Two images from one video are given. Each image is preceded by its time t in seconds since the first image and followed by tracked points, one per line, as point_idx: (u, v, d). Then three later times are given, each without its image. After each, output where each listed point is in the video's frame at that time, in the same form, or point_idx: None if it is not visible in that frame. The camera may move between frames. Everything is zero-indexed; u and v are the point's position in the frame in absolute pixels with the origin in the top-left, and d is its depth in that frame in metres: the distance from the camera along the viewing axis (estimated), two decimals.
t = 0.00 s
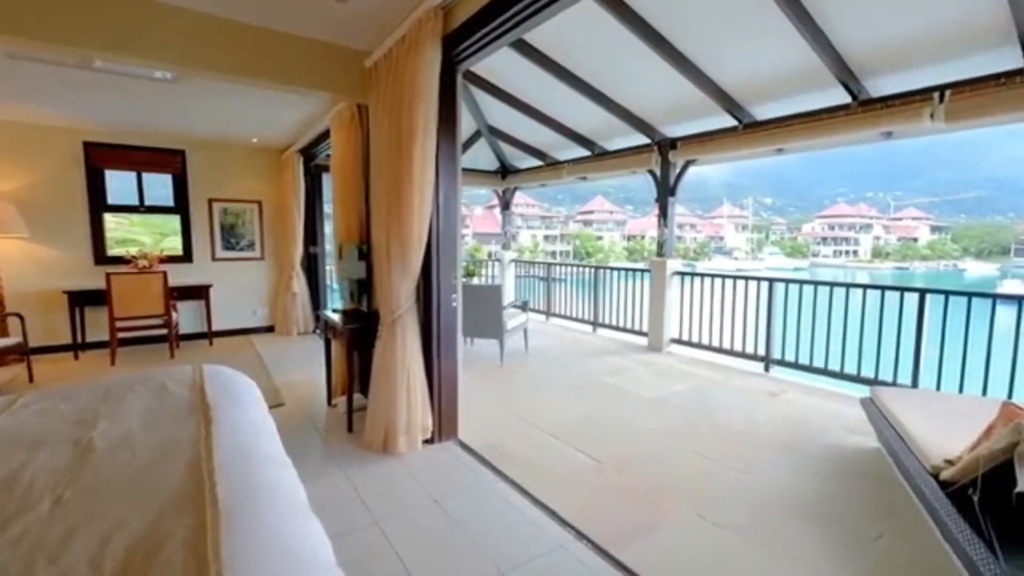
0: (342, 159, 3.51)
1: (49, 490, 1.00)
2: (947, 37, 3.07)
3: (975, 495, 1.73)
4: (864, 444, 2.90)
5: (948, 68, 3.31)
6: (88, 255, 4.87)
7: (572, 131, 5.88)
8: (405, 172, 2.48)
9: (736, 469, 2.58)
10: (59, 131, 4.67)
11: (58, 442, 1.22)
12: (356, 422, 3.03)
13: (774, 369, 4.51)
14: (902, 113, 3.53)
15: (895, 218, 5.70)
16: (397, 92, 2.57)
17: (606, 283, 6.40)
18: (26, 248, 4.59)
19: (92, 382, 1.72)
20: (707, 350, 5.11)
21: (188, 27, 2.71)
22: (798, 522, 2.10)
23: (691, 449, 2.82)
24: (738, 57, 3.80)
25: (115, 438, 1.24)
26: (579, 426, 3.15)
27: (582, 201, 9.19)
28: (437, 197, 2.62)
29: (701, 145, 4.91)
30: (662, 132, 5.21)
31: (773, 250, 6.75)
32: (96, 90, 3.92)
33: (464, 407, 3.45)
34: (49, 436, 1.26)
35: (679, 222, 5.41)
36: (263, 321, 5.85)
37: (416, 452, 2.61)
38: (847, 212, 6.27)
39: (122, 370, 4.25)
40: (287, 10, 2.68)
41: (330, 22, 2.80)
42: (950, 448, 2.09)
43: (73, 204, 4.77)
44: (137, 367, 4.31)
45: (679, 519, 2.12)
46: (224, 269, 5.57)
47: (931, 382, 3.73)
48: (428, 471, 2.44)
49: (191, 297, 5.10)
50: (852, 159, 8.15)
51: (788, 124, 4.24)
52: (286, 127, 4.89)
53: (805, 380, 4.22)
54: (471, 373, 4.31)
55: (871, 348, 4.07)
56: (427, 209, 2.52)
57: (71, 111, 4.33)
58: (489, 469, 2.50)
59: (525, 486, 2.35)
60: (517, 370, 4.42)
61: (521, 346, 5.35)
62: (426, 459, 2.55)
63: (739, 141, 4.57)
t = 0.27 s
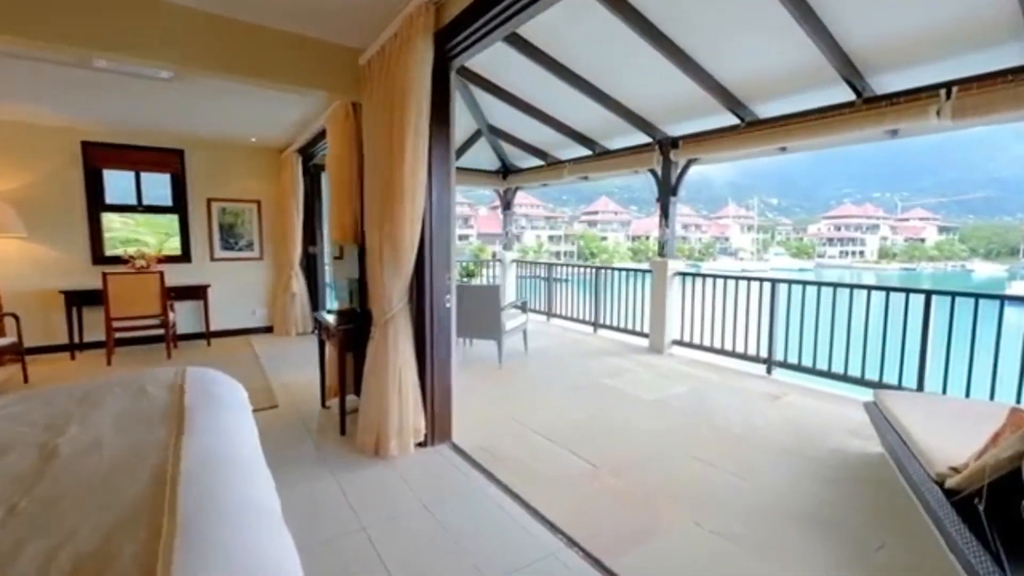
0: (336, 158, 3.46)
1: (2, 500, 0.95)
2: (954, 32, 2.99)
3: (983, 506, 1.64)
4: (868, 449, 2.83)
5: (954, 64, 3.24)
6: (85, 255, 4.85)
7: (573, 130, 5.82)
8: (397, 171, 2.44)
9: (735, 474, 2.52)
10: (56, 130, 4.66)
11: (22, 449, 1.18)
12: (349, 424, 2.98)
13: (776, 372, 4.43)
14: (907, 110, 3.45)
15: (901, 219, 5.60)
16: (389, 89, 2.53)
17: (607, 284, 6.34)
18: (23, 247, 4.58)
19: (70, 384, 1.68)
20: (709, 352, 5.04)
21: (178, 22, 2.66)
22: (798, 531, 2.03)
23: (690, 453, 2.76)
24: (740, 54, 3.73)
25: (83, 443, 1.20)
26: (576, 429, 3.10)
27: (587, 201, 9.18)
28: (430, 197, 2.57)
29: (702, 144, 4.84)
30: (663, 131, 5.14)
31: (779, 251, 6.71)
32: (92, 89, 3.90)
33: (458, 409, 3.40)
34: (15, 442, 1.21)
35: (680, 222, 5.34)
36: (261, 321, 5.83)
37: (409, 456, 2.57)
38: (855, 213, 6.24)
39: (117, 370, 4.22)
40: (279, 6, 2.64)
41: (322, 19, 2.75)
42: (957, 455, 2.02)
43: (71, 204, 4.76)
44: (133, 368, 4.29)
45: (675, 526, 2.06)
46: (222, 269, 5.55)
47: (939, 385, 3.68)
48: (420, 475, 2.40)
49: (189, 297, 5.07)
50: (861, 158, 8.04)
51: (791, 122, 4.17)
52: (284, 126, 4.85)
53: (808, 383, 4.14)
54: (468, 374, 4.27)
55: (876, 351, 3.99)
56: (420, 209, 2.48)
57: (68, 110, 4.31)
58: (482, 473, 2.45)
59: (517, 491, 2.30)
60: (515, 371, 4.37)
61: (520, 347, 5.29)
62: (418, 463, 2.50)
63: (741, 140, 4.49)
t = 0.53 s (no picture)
0: (330, 158, 3.41)
1: None
2: (958, 28, 2.92)
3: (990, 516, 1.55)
4: (870, 453, 2.76)
5: (958, 60, 3.17)
6: (79, 255, 4.82)
7: (572, 129, 5.75)
8: (387, 169, 2.39)
9: (734, 480, 2.45)
10: (50, 129, 4.62)
11: None
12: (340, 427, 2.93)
13: (777, 374, 4.36)
14: (910, 107, 3.38)
15: (904, 219, 5.52)
16: (380, 86, 2.48)
17: (607, 284, 6.27)
18: (16, 247, 4.55)
19: (45, 389, 1.63)
20: (710, 353, 4.96)
21: (165, 18, 2.60)
22: (797, 540, 1.97)
23: (688, 457, 2.70)
24: (740, 50, 3.66)
25: (46, 453, 1.15)
26: (572, 432, 3.04)
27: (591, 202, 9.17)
28: (422, 197, 2.52)
29: (702, 142, 4.77)
30: (663, 129, 5.07)
31: (782, 250, 6.67)
32: (83, 88, 3.86)
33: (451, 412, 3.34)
34: None
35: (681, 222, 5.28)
36: (258, 321, 5.79)
37: (401, 461, 2.51)
38: (857, 212, 6.15)
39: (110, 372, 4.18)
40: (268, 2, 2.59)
41: (313, 14, 2.69)
42: (962, 461, 1.96)
43: (65, 203, 4.72)
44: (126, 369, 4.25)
45: (670, 534, 2.00)
46: (218, 269, 5.51)
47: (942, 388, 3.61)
48: (410, 480, 2.34)
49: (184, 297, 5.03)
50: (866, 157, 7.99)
51: (792, 120, 4.10)
52: (279, 124, 4.81)
53: (810, 385, 4.07)
54: (464, 376, 4.21)
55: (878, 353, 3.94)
56: (411, 207, 2.42)
57: (61, 109, 4.27)
58: (474, 478, 2.40)
59: (509, 497, 2.24)
60: (512, 373, 4.31)
61: (519, 348, 5.24)
62: (409, 468, 2.44)
63: (742, 138, 4.43)
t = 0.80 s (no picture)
0: (321, 157, 3.34)
1: None
2: (963, 23, 2.85)
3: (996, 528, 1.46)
4: (872, 457, 2.70)
5: (963, 56, 3.09)
6: (72, 255, 4.77)
7: (570, 127, 5.69)
8: (376, 167, 2.33)
9: (733, 486, 2.39)
10: (41, 128, 4.57)
11: None
12: (330, 431, 2.87)
13: (777, 375, 4.29)
14: (913, 104, 3.30)
15: (907, 218, 5.44)
16: (370, 82, 2.41)
17: (605, 284, 6.21)
18: (7, 248, 4.50)
19: (15, 396, 1.57)
20: (709, 355, 4.90)
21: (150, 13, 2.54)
22: (795, 550, 1.91)
23: (685, 463, 2.63)
24: (740, 47, 3.59)
25: None
26: (567, 436, 2.97)
27: (592, 201, 9.22)
28: (413, 196, 2.46)
29: (701, 141, 4.70)
30: (662, 128, 5.01)
31: (784, 250, 6.61)
32: (73, 86, 3.80)
33: (444, 415, 3.28)
34: None
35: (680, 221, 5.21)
36: (253, 322, 5.74)
37: (391, 467, 2.45)
38: (859, 212, 6.07)
39: (100, 373, 4.13)
40: None
41: (302, 9, 2.63)
42: (967, 470, 1.89)
43: (57, 203, 4.67)
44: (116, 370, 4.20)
45: (664, 544, 1.94)
46: (212, 269, 5.46)
47: (944, 391, 3.53)
48: (398, 488, 2.28)
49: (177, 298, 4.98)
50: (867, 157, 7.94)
51: (793, 118, 4.03)
52: (273, 123, 4.75)
53: (810, 387, 4.01)
54: (460, 378, 4.16)
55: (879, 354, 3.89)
56: (401, 207, 2.36)
57: (51, 107, 4.22)
58: (465, 484, 2.34)
59: (500, 504, 2.18)
60: (509, 375, 4.25)
61: (516, 349, 5.18)
62: (399, 474, 2.38)
63: (741, 136, 4.36)
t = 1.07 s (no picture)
0: (306, 157, 3.27)
1: None
2: (961, 20, 2.79)
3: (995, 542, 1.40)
4: (868, 463, 2.64)
5: (960, 53, 3.03)
6: (56, 256, 4.69)
7: (564, 126, 5.62)
8: (358, 165, 2.27)
9: (725, 494, 2.32)
10: (24, 127, 4.48)
11: None
12: (314, 437, 2.80)
13: (773, 378, 4.24)
14: (910, 103, 3.25)
15: (904, 218, 5.36)
16: (352, 78, 2.35)
17: (600, 285, 6.15)
18: None
19: None
20: (704, 357, 4.84)
21: (126, 7, 2.46)
22: (788, 561, 1.85)
23: (677, 469, 2.57)
24: (735, 44, 3.53)
25: None
26: (557, 441, 2.91)
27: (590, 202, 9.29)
28: (397, 196, 2.39)
29: (697, 139, 4.64)
30: (657, 127, 4.95)
31: (781, 250, 6.56)
32: (54, 84, 3.72)
33: (432, 419, 3.20)
34: None
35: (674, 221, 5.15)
36: (243, 323, 5.66)
37: (375, 474, 2.38)
38: (856, 213, 6.08)
39: (84, 377, 4.05)
40: None
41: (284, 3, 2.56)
42: (966, 478, 1.83)
43: (40, 203, 4.58)
44: (101, 373, 4.12)
45: (654, 554, 1.88)
46: (201, 270, 5.38)
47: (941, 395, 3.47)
48: (381, 497, 2.21)
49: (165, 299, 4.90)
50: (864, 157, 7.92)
51: (788, 117, 3.97)
52: (261, 120, 4.67)
53: (806, 389, 3.95)
54: (451, 380, 4.09)
55: (875, 356, 3.84)
56: (384, 206, 2.29)
57: (33, 105, 4.13)
58: (451, 492, 2.28)
59: (485, 514, 2.11)
60: (501, 378, 4.18)
61: (509, 351, 5.11)
62: (382, 482, 2.32)
63: (736, 135, 4.30)
